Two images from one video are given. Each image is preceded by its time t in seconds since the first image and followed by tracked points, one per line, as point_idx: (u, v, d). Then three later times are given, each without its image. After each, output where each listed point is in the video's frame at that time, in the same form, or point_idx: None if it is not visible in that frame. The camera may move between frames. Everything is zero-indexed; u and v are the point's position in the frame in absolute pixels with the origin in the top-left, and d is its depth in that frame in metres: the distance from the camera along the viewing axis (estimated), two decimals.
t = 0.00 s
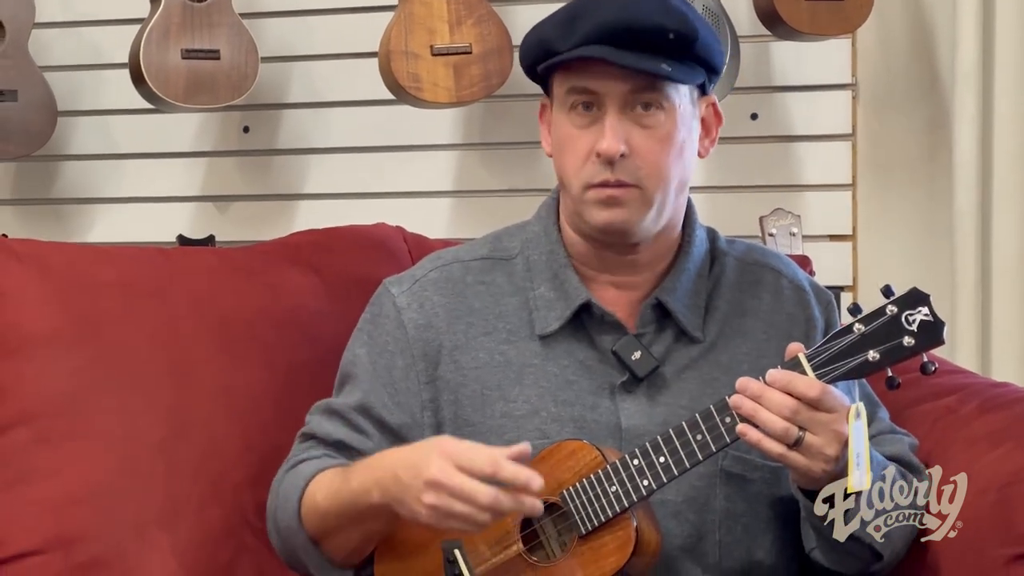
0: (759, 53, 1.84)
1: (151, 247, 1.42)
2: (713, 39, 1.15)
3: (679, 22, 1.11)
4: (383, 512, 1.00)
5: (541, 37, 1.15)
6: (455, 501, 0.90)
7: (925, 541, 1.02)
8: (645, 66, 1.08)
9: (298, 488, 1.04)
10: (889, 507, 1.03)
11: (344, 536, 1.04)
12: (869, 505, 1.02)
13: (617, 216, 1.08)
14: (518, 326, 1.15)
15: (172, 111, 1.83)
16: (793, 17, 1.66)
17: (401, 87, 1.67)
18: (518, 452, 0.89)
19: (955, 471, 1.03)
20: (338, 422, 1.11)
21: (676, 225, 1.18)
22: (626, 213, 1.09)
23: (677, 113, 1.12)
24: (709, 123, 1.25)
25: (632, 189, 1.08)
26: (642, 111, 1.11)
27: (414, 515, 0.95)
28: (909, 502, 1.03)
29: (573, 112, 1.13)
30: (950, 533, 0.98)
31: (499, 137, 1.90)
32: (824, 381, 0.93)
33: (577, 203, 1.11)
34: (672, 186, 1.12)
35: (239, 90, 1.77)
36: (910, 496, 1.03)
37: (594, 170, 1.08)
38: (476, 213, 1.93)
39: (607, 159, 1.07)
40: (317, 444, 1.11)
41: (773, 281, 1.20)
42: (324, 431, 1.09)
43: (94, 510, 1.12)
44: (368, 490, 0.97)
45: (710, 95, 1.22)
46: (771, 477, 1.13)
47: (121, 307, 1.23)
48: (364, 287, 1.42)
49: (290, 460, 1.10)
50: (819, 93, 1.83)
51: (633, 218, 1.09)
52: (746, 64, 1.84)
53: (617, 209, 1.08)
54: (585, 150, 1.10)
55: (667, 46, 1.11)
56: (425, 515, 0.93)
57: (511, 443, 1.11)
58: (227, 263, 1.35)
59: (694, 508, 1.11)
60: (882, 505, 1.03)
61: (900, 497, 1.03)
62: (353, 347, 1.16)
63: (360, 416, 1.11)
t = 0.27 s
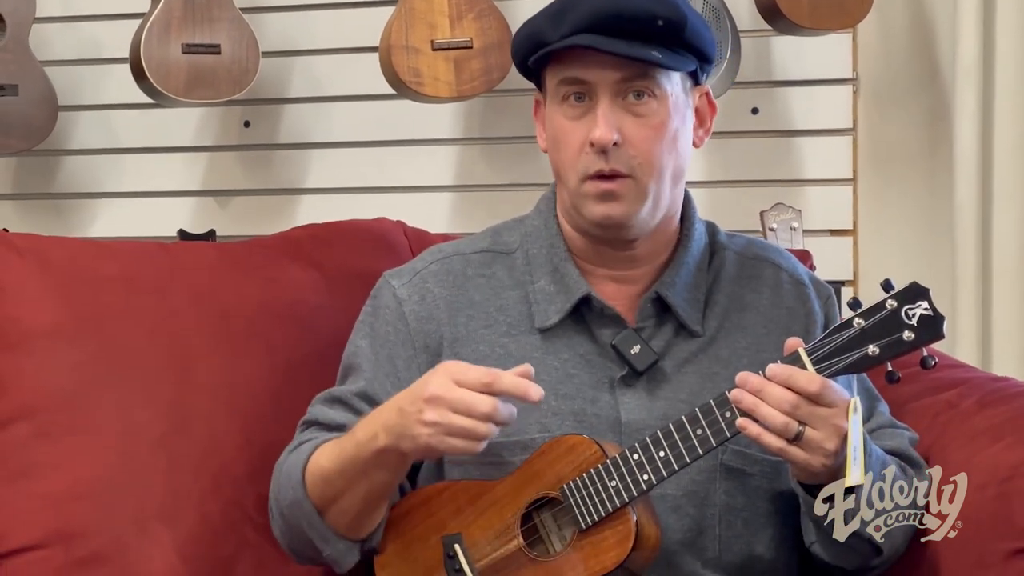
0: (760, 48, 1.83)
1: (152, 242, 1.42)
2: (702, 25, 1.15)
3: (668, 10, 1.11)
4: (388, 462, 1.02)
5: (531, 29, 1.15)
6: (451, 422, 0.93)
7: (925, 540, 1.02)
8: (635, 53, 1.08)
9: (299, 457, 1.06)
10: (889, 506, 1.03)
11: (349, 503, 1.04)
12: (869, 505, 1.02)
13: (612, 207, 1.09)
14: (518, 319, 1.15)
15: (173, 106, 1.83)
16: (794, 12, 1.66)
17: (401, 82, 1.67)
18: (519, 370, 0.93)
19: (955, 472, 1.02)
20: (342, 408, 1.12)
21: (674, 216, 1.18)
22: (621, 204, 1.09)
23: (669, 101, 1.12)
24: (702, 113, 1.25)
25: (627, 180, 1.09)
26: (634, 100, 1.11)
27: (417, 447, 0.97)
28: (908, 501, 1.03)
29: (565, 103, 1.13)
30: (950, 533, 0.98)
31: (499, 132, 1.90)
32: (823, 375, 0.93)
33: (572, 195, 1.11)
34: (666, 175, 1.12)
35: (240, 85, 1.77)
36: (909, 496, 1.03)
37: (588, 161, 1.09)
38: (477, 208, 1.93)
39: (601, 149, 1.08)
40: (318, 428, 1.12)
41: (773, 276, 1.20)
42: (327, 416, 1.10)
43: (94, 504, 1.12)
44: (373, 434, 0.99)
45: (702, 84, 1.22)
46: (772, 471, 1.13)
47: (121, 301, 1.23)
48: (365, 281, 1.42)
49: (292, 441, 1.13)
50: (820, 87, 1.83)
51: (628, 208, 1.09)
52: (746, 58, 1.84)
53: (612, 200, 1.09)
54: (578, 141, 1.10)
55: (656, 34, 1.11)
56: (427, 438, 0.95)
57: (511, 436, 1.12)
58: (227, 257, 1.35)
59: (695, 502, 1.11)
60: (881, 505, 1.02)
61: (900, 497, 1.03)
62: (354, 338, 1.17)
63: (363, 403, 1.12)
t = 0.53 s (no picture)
0: (761, 44, 1.83)
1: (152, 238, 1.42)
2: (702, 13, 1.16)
3: None
4: (396, 467, 1.01)
5: (532, 18, 1.15)
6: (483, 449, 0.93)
7: (925, 540, 1.02)
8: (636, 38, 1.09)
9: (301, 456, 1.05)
10: (889, 506, 1.03)
11: (350, 501, 1.04)
12: (869, 505, 1.02)
13: (614, 192, 1.09)
14: (519, 317, 1.16)
15: (174, 102, 1.83)
16: (795, 8, 1.66)
17: (402, 78, 1.67)
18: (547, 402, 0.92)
19: (955, 471, 1.02)
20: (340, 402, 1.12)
21: (674, 212, 1.19)
22: (622, 190, 1.09)
23: (671, 88, 1.12)
24: (701, 106, 1.26)
25: (629, 164, 1.09)
26: (635, 85, 1.11)
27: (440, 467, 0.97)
28: (908, 500, 1.03)
29: (567, 90, 1.14)
30: (950, 533, 0.98)
31: (500, 128, 1.90)
32: (823, 373, 0.93)
33: (574, 181, 1.11)
34: (669, 162, 1.12)
35: (240, 81, 1.77)
36: (909, 494, 1.03)
37: (590, 145, 1.09)
38: (477, 204, 1.93)
39: (603, 133, 1.08)
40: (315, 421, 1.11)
41: (774, 273, 1.20)
42: (324, 409, 1.10)
43: (95, 501, 1.13)
44: (386, 441, 0.98)
45: (702, 77, 1.23)
46: (772, 468, 1.13)
47: (122, 298, 1.23)
48: (365, 278, 1.42)
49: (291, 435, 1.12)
50: (821, 84, 1.83)
51: (630, 193, 1.09)
52: (747, 54, 1.84)
53: (614, 184, 1.09)
54: (580, 127, 1.10)
55: (657, 19, 1.11)
56: (458, 465, 0.95)
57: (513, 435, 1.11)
58: (227, 254, 1.35)
59: (696, 499, 1.11)
60: (881, 504, 1.03)
61: (900, 497, 1.03)
62: (353, 334, 1.16)
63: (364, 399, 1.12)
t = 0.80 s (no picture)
0: (762, 41, 1.83)
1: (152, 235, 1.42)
2: None
3: None
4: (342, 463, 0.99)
5: None
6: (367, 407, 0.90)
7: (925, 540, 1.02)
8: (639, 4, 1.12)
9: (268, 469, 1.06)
10: (890, 506, 1.02)
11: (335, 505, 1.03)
12: (869, 505, 1.02)
13: (620, 149, 1.10)
14: (522, 309, 1.15)
15: (175, 99, 1.83)
16: (796, 5, 1.66)
17: (404, 75, 1.67)
18: (300, 302, 0.82)
19: (955, 472, 1.02)
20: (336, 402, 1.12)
21: (677, 196, 1.18)
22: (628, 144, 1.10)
23: (672, 56, 1.15)
24: (702, 93, 1.27)
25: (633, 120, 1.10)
26: (638, 52, 1.14)
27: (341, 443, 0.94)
28: (909, 501, 1.03)
29: (570, 61, 1.16)
30: (950, 533, 0.98)
31: (502, 126, 1.90)
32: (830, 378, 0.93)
33: (579, 142, 1.12)
34: (673, 126, 1.13)
35: (241, 79, 1.77)
36: (910, 494, 1.02)
37: (595, 103, 1.11)
38: (478, 201, 1.93)
39: (607, 89, 1.10)
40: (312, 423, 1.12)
41: (777, 268, 1.20)
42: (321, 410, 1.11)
43: (98, 498, 1.13)
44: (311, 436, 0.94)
45: (702, 65, 1.24)
46: (775, 467, 1.13)
47: (122, 294, 1.23)
48: (367, 274, 1.42)
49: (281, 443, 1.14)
50: (822, 81, 1.83)
51: (636, 150, 1.10)
52: (748, 51, 1.84)
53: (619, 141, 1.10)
54: (584, 89, 1.12)
55: None
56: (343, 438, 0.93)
57: (517, 429, 1.11)
58: (228, 250, 1.35)
59: (699, 497, 1.11)
60: (882, 504, 1.02)
61: (900, 497, 1.02)
62: (356, 334, 1.17)
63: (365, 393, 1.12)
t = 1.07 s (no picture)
0: (764, 40, 1.83)
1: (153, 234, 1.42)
2: (711, 13, 1.16)
3: None
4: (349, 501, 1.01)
5: (541, 15, 1.15)
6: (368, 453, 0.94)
7: (925, 540, 1.03)
8: (646, 36, 1.09)
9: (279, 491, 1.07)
10: (890, 506, 1.03)
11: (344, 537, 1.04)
12: (869, 505, 1.03)
13: (623, 190, 1.08)
14: (523, 317, 1.16)
15: (175, 98, 1.83)
16: (797, 4, 1.66)
17: (405, 74, 1.67)
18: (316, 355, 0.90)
19: (955, 471, 1.02)
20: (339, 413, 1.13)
21: (681, 205, 1.18)
22: (631, 186, 1.08)
23: (679, 88, 1.12)
24: (709, 102, 1.25)
25: (638, 163, 1.08)
26: (644, 86, 1.11)
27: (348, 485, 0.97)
28: (909, 501, 1.03)
29: (575, 90, 1.14)
30: (950, 533, 0.99)
31: (503, 124, 1.90)
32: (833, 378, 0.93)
33: (582, 180, 1.10)
34: (677, 162, 1.11)
35: (242, 77, 1.76)
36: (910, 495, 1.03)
37: (599, 144, 1.09)
38: (479, 200, 1.93)
39: (612, 132, 1.08)
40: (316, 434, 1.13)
41: (781, 270, 1.20)
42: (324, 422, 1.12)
43: (99, 497, 1.12)
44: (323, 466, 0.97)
45: (710, 74, 1.23)
46: (781, 473, 1.13)
47: (123, 294, 1.23)
48: (369, 274, 1.42)
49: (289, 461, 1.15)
50: (823, 79, 1.83)
51: (639, 191, 1.09)
52: (750, 50, 1.84)
53: (623, 183, 1.08)
54: (589, 126, 1.10)
55: (666, 18, 1.11)
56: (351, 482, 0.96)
57: (519, 438, 1.11)
58: (229, 250, 1.35)
59: (703, 502, 1.11)
60: (882, 504, 1.03)
61: (900, 497, 1.03)
62: (359, 343, 1.17)
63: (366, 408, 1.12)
